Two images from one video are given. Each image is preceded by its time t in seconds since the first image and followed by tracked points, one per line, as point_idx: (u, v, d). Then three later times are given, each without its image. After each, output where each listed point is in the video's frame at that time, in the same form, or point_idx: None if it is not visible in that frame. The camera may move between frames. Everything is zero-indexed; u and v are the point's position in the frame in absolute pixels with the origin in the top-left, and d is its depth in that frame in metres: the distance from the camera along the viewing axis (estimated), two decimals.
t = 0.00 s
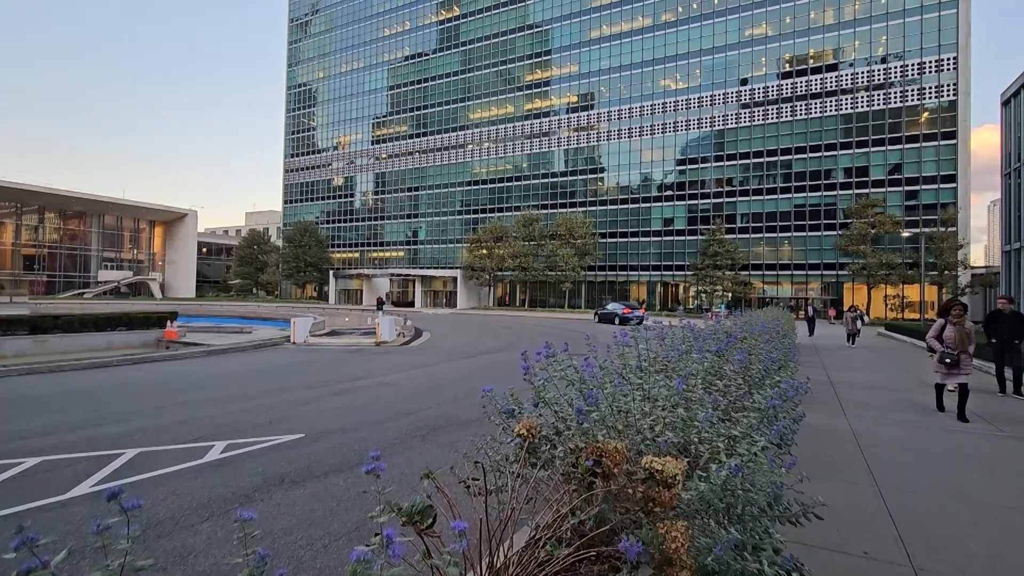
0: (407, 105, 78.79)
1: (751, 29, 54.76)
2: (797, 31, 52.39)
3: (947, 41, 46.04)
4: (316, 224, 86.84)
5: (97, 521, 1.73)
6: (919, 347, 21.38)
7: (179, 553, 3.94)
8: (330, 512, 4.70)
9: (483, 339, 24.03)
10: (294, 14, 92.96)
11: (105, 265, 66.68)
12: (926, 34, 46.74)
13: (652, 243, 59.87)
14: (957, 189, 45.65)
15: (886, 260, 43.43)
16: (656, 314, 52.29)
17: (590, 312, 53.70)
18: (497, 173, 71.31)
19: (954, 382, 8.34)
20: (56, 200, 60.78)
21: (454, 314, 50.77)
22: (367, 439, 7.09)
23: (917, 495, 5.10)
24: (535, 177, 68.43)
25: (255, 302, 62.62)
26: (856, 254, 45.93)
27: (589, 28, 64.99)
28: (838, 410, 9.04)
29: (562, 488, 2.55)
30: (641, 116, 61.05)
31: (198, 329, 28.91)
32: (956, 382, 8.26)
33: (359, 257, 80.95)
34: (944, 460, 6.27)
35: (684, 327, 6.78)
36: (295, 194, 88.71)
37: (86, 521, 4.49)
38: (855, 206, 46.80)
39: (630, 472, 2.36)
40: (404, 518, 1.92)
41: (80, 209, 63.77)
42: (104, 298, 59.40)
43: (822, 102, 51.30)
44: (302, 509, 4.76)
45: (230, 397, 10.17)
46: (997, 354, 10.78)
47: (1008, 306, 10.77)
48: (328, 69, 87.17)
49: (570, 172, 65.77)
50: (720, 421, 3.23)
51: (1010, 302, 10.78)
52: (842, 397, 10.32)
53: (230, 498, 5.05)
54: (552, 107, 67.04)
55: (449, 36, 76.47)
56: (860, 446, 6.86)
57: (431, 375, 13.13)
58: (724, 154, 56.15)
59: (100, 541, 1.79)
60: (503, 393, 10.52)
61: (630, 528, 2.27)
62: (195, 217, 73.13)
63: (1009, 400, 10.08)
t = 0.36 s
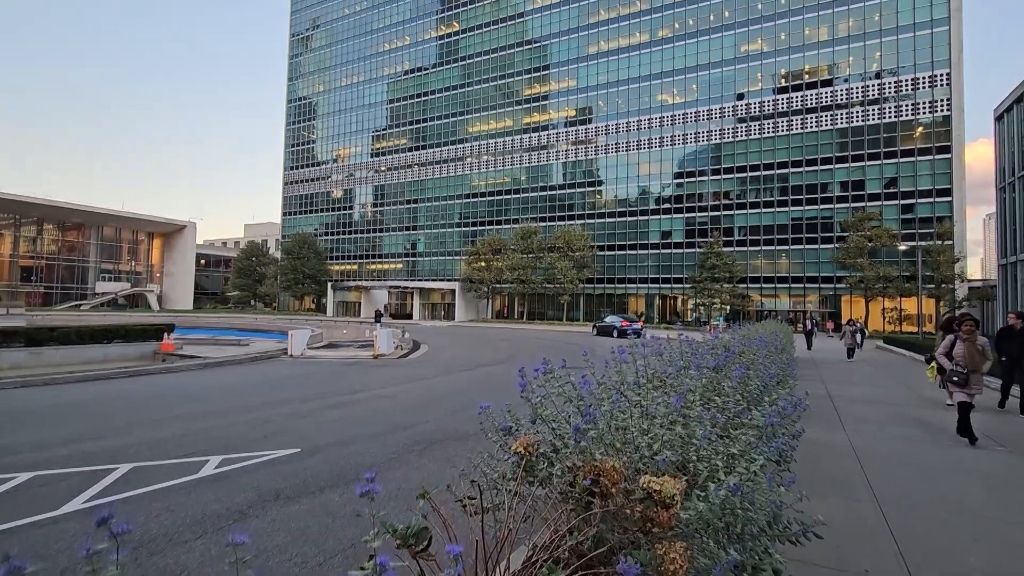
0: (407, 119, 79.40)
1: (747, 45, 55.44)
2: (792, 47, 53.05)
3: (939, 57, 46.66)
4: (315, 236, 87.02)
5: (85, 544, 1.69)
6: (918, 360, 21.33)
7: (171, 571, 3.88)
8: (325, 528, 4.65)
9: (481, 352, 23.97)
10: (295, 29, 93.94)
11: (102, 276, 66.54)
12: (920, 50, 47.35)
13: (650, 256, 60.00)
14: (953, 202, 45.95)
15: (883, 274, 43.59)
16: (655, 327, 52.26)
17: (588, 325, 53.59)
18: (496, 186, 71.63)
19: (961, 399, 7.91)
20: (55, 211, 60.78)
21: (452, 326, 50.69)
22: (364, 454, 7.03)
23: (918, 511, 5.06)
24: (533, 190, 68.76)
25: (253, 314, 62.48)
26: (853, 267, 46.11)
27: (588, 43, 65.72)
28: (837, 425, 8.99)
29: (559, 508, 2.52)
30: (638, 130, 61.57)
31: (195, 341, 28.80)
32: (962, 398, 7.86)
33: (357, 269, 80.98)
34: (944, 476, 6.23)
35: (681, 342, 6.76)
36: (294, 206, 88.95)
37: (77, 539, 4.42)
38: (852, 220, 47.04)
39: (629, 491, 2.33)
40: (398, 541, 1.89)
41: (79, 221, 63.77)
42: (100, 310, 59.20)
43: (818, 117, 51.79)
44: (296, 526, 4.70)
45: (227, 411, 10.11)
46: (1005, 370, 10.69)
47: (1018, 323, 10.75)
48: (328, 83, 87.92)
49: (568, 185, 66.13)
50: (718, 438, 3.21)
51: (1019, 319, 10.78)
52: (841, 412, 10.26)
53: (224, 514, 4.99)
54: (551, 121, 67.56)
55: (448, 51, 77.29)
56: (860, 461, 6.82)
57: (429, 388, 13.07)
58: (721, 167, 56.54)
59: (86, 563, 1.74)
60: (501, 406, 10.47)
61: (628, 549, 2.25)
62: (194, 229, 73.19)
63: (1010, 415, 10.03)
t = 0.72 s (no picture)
0: (407, 134, 80.06)
1: (743, 63, 56.10)
2: (788, 64, 53.73)
3: (933, 75, 47.27)
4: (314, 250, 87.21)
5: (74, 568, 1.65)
6: (919, 376, 21.30)
7: None
8: (321, 549, 4.59)
9: (480, 366, 23.89)
10: (297, 46, 95.07)
11: (100, 290, 66.44)
12: (913, 68, 48.01)
13: (648, 271, 60.10)
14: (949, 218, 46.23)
15: (882, 289, 43.70)
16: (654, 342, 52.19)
17: (587, 340, 53.45)
18: (495, 201, 71.95)
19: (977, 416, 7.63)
20: (54, 225, 60.85)
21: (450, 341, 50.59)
22: (360, 472, 6.98)
23: (921, 530, 5.01)
24: (532, 205, 69.11)
25: (251, 328, 62.22)
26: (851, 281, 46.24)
27: (586, 61, 66.49)
28: (838, 442, 8.94)
29: (558, 530, 2.50)
30: (636, 146, 62.14)
31: (193, 355, 28.68)
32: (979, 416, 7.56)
33: (356, 283, 81.01)
34: (945, 493, 6.19)
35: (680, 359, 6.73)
36: (294, 220, 89.22)
37: (68, 559, 4.36)
38: (849, 235, 47.23)
39: (628, 514, 2.31)
40: (395, 567, 1.87)
41: (78, 234, 63.81)
42: (98, 324, 59.02)
43: (814, 133, 52.26)
44: (291, 546, 4.64)
45: (223, 427, 10.05)
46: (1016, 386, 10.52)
47: None
48: (328, 99, 88.78)
49: (567, 200, 66.51)
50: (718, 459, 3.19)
51: None
52: (841, 428, 10.21)
53: (219, 534, 4.93)
54: (549, 137, 68.13)
55: (448, 68, 78.16)
56: (861, 479, 6.77)
57: (428, 404, 13.02)
58: (718, 183, 56.88)
59: None
60: (499, 423, 10.42)
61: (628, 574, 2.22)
62: (193, 243, 73.29)
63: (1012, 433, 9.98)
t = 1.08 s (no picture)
0: (407, 153, 80.81)
1: (739, 83, 56.87)
2: (784, 85, 54.47)
3: (927, 95, 47.90)
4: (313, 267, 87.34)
5: None
6: (922, 395, 21.13)
7: None
8: (316, 572, 4.51)
9: (478, 384, 23.77)
10: (299, 65, 96.36)
11: (99, 306, 66.34)
12: (907, 89, 48.67)
13: (647, 288, 60.20)
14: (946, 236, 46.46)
15: (881, 306, 43.71)
16: (654, 360, 52.07)
17: (586, 357, 53.24)
18: (494, 219, 72.30)
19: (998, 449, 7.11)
20: (55, 242, 60.99)
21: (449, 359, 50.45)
22: (358, 492, 6.91)
23: (926, 553, 4.95)
24: (532, 223, 69.41)
25: (248, 346, 61.94)
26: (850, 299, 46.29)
27: (585, 81, 67.38)
28: (840, 462, 8.87)
29: (557, 558, 2.45)
30: (634, 165, 62.70)
31: (190, 373, 28.55)
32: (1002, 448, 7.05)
33: (355, 300, 81.02)
34: (950, 516, 6.11)
35: (678, 379, 6.71)
36: (294, 237, 89.54)
37: None
38: (848, 253, 47.36)
39: (626, 541, 2.29)
40: None
41: (78, 251, 63.92)
42: (96, 341, 58.81)
43: (811, 152, 52.78)
44: (287, 569, 4.57)
45: (220, 446, 9.96)
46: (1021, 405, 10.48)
47: None
48: (330, 118, 89.79)
49: (566, 218, 66.83)
50: (718, 483, 3.15)
51: None
52: (842, 448, 10.11)
53: (212, 557, 4.84)
54: (548, 155, 68.77)
55: (448, 88, 79.22)
56: (863, 501, 6.70)
57: (425, 423, 12.92)
58: (717, 201, 57.27)
59: None
60: (497, 442, 10.35)
61: None
62: (193, 260, 73.44)
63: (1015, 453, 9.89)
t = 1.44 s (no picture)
0: (408, 171, 81.43)
1: (736, 104, 57.61)
2: (780, 105, 55.15)
3: (922, 115, 48.49)
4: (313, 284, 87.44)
5: None
6: (926, 416, 20.91)
7: None
8: None
9: (477, 403, 23.58)
10: (302, 85, 97.68)
11: (98, 323, 66.14)
12: (902, 109, 49.31)
13: (647, 306, 60.21)
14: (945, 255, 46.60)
15: (881, 324, 43.66)
16: (654, 378, 51.89)
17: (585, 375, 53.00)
18: (494, 236, 72.58)
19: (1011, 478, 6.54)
20: (55, 258, 61.05)
21: (447, 376, 50.16)
22: (355, 514, 6.82)
23: None
24: (531, 241, 69.63)
25: (246, 363, 61.66)
26: (849, 317, 46.28)
27: (584, 101, 68.27)
28: (843, 484, 8.76)
29: None
30: (633, 184, 63.18)
31: (187, 391, 28.32)
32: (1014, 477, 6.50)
33: (354, 318, 80.91)
34: (953, 539, 6.05)
35: (677, 401, 6.66)
36: (294, 255, 89.77)
37: None
38: (847, 271, 47.44)
39: (625, 569, 2.25)
40: None
41: (78, 267, 63.98)
42: (93, 358, 58.52)
43: (808, 171, 53.24)
44: None
45: (216, 466, 9.85)
46: None
47: None
48: (331, 137, 90.73)
49: (566, 236, 67.09)
50: (719, 508, 3.11)
51: None
52: (845, 470, 10.01)
53: None
54: (548, 174, 69.34)
55: (449, 108, 80.20)
56: (867, 523, 6.60)
57: (423, 442, 12.78)
58: (715, 220, 57.59)
59: None
60: (495, 463, 10.23)
61: None
62: (193, 277, 73.51)
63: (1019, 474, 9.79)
